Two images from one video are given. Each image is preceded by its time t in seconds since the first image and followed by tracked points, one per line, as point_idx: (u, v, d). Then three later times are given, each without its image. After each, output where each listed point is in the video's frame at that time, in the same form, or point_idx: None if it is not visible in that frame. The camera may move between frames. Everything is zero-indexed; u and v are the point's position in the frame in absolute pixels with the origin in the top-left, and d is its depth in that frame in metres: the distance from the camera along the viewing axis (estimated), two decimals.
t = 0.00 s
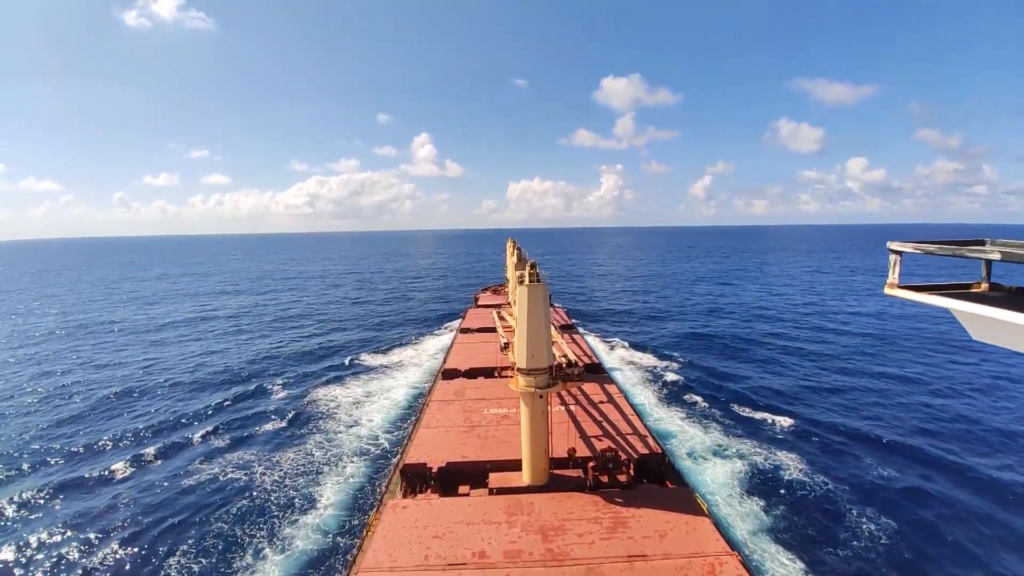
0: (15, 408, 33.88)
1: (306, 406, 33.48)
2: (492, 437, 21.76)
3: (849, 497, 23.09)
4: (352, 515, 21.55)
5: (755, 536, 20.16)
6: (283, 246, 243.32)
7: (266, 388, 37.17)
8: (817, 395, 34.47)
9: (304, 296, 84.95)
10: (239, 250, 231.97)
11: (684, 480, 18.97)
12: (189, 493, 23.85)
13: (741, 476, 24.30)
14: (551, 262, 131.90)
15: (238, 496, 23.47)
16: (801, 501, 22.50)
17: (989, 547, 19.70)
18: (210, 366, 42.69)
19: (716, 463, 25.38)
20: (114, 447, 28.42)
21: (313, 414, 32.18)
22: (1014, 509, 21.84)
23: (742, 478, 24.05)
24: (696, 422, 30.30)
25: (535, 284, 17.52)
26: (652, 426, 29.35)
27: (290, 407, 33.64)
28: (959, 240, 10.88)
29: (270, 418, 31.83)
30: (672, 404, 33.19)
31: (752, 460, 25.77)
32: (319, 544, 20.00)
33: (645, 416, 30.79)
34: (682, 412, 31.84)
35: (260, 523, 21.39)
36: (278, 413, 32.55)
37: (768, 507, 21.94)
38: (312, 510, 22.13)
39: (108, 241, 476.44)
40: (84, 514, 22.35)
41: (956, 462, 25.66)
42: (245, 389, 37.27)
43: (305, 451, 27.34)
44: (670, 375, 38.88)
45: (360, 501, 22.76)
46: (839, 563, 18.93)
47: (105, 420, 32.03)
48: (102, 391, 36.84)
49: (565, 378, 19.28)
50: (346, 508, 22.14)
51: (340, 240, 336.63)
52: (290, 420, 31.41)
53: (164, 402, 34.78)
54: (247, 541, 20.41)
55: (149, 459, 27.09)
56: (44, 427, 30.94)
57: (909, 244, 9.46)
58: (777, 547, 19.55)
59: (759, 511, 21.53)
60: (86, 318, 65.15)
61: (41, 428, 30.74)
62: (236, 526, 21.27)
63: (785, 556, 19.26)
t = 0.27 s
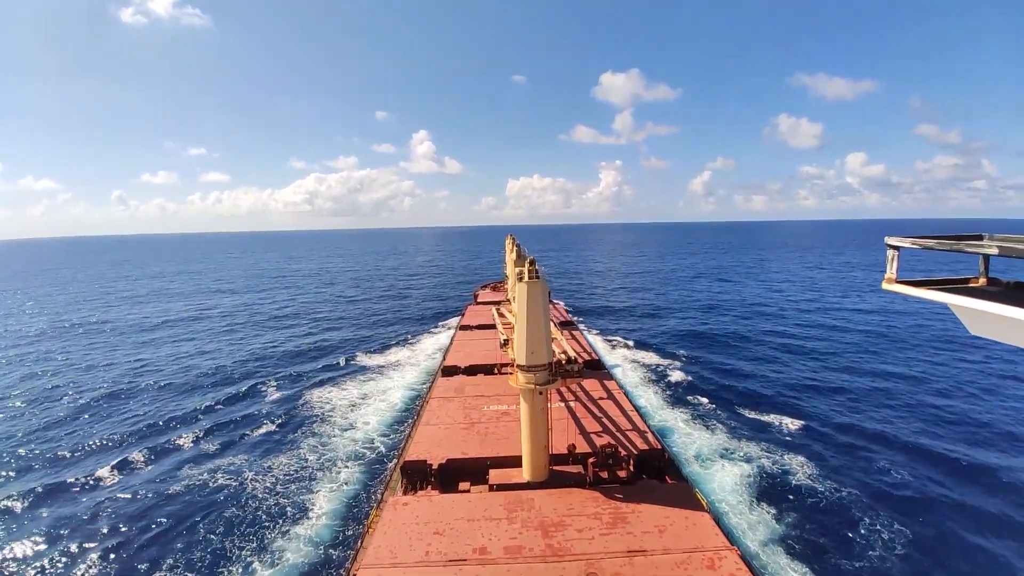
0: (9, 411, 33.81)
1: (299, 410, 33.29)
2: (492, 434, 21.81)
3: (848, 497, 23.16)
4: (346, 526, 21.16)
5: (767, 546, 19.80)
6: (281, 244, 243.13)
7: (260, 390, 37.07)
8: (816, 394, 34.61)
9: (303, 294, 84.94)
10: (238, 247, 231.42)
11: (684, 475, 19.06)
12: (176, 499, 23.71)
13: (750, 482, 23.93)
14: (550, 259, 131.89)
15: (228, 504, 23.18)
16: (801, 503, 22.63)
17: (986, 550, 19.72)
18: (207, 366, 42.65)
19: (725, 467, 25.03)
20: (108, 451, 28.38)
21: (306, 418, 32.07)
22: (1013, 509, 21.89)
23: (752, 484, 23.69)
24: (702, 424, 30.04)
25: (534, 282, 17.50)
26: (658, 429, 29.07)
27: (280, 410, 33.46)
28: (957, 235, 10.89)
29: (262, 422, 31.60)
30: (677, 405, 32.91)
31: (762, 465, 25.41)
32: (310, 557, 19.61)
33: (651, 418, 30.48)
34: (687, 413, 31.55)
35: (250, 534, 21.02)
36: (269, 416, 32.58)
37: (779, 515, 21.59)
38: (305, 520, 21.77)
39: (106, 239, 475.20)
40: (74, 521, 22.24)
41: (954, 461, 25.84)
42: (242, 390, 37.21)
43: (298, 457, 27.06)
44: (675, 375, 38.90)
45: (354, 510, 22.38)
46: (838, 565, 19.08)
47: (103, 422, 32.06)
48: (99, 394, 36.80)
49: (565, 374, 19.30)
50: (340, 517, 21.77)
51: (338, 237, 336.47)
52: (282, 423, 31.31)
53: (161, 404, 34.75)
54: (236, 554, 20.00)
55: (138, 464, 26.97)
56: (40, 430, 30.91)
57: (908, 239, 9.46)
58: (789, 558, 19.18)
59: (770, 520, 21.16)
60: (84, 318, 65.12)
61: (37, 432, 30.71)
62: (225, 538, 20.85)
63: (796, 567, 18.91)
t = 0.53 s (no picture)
0: (14, 408, 34.14)
1: (298, 411, 33.19)
2: (496, 431, 21.89)
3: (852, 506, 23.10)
4: (342, 536, 20.70)
5: (784, 565, 19.33)
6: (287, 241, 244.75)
7: (261, 390, 37.15)
8: (821, 400, 34.46)
9: (309, 291, 85.37)
10: (244, 244, 232.73)
11: (688, 476, 19.05)
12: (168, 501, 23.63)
13: (766, 495, 23.54)
14: (555, 258, 131.81)
15: (222, 510, 22.91)
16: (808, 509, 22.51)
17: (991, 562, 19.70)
18: (211, 364, 42.90)
19: (740, 479, 24.69)
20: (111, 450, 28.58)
21: (305, 419, 32.02)
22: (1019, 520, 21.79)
23: (768, 498, 23.30)
24: (714, 432, 29.67)
25: (540, 280, 17.44)
26: (669, 437, 28.72)
27: (275, 411, 33.40)
28: (967, 236, 10.79)
29: (260, 424, 31.45)
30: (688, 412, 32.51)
31: (777, 476, 25.05)
32: (304, 568, 19.19)
33: (662, 426, 30.09)
34: (697, 421, 31.16)
35: (243, 542, 20.70)
36: (264, 416, 32.69)
37: (797, 531, 21.13)
38: (300, 528, 21.42)
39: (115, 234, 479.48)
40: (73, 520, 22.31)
41: (961, 471, 25.71)
42: (244, 389, 37.36)
43: (296, 460, 26.83)
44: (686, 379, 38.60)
45: (351, 519, 21.95)
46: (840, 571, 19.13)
47: (109, 420, 32.37)
48: (106, 391, 37.14)
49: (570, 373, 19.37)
50: (336, 526, 21.35)
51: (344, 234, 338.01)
52: (279, 424, 31.29)
53: (165, 402, 35.00)
54: (228, 563, 19.63)
55: (135, 464, 27.05)
56: (46, 428, 31.21)
57: (916, 241, 9.36)
58: None
59: (787, 536, 20.72)
60: (93, 313, 65.76)
61: (42, 430, 31.01)
62: (218, 546, 20.55)
63: None
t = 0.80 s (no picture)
0: (20, 407, 34.57)
1: (298, 413, 33.25)
2: (500, 429, 21.92)
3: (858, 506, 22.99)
4: (339, 546, 20.41)
5: None
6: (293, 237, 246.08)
7: (264, 390, 37.30)
8: (828, 400, 34.25)
9: (315, 288, 85.80)
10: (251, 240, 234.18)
11: (693, 474, 19.01)
12: (164, 503, 23.77)
13: (784, 505, 22.77)
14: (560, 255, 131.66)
15: (218, 517, 22.75)
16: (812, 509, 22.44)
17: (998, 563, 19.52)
18: (217, 362, 43.22)
19: (756, 489, 23.93)
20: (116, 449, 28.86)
21: (305, 421, 32.07)
22: None
23: (786, 509, 22.52)
24: (726, 438, 28.97)
25: (545, 279, 17.36)
26: (681, 445, 28.07)
27: (274, 412, 33.52)
28: (977, 234, 10.63)
29: (259, 426, 31.48)
30: (698, 416, 31.86)
31: (793, 485, 24.29)
32: None
33: (673, 431, 29.50)
34: (708, 426, 30.47)
35: (239, 551, 20.56)
36: (259, 417, 32.90)
37: (817, 545, 20.36)
38: (296, 537, 21.22)
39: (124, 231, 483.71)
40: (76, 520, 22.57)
41: (969, 472, 25.48)
42: (248, 389, 37.58)
43: (295, 464, 26.86)
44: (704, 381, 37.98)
45: (348, 528, 21.67)
46: None
47: (116, 418, 32.75)
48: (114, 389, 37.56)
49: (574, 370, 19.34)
50: (332, 536, 21.07)
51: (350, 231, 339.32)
52: (277, 426, 31.35)
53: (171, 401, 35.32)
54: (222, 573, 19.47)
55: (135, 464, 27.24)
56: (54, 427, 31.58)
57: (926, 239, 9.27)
58: None
59: (807, 551, 19.94)
60: (101, 310, 66.49)
61: (49, 429, 31.38)
62: (214, 554, 20.45)
63: None
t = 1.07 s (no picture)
0: (17, 415, 34.45)
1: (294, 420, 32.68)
2: (504, 428, 21.93)
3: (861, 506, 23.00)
4: (334, 564, 19.41)
5: None
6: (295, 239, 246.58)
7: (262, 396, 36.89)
8: (831, 400, 34.21)
9: (317, 290, 85.83)
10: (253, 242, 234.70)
11: (697, 473, 19.02)
12: (154, 513, 23.38)
13: (801, 516, 21.90)
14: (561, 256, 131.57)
15: (210, 533, 21.90)
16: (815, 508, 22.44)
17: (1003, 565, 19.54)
18: (219, 367, 43.08)
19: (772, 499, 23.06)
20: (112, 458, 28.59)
21: (301, 428, 31.45)
22: None
23: (803, 520, 21.65)
24: (737, 445, 28.23)
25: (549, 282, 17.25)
26: (692, 453, 27.31)
27: (269, 419, 33.08)
28: (981, 231, 10.58)
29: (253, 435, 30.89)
30: (708, 421, 31.11)
31: (810, 496, 23.48)
32: None
33: (683, 438, 28.72)
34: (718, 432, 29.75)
35: (230, 568, 19.80)
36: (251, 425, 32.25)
37: (836, 558, 19.51)
38: (290, 554, 20.27)
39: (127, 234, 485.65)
40: (73, 529, 22.39)
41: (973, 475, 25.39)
42: (248, 394, 37.31)
43: (291, 474, 26.27)
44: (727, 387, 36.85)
45: (344, 544, 20.66)
46: None
47: (117, 425, 32.69)
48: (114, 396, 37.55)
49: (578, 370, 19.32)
50: (327, 553, 20.10)
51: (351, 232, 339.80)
52: (269, 434, 30.88)
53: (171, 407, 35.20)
54: None
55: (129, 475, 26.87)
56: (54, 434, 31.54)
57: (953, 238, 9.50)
58: None
59: (828, 565, 19.02)
60: (104, 314, 66.64)
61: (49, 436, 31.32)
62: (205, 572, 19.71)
63: None
